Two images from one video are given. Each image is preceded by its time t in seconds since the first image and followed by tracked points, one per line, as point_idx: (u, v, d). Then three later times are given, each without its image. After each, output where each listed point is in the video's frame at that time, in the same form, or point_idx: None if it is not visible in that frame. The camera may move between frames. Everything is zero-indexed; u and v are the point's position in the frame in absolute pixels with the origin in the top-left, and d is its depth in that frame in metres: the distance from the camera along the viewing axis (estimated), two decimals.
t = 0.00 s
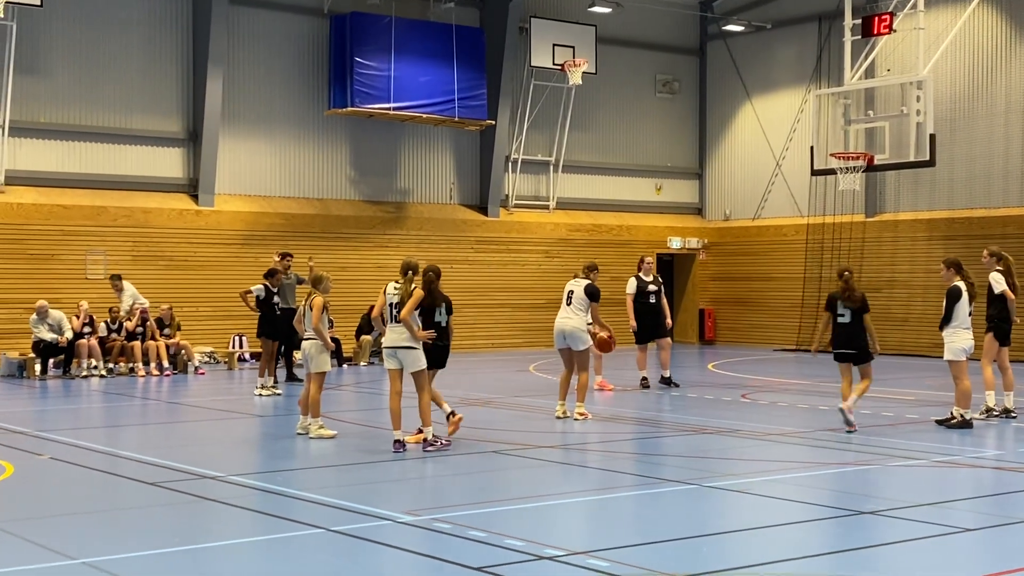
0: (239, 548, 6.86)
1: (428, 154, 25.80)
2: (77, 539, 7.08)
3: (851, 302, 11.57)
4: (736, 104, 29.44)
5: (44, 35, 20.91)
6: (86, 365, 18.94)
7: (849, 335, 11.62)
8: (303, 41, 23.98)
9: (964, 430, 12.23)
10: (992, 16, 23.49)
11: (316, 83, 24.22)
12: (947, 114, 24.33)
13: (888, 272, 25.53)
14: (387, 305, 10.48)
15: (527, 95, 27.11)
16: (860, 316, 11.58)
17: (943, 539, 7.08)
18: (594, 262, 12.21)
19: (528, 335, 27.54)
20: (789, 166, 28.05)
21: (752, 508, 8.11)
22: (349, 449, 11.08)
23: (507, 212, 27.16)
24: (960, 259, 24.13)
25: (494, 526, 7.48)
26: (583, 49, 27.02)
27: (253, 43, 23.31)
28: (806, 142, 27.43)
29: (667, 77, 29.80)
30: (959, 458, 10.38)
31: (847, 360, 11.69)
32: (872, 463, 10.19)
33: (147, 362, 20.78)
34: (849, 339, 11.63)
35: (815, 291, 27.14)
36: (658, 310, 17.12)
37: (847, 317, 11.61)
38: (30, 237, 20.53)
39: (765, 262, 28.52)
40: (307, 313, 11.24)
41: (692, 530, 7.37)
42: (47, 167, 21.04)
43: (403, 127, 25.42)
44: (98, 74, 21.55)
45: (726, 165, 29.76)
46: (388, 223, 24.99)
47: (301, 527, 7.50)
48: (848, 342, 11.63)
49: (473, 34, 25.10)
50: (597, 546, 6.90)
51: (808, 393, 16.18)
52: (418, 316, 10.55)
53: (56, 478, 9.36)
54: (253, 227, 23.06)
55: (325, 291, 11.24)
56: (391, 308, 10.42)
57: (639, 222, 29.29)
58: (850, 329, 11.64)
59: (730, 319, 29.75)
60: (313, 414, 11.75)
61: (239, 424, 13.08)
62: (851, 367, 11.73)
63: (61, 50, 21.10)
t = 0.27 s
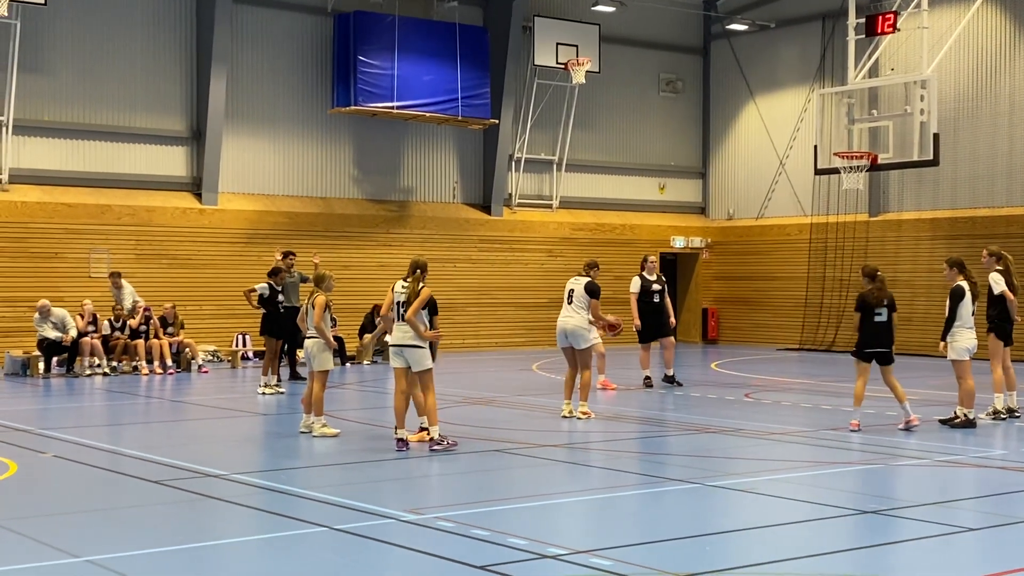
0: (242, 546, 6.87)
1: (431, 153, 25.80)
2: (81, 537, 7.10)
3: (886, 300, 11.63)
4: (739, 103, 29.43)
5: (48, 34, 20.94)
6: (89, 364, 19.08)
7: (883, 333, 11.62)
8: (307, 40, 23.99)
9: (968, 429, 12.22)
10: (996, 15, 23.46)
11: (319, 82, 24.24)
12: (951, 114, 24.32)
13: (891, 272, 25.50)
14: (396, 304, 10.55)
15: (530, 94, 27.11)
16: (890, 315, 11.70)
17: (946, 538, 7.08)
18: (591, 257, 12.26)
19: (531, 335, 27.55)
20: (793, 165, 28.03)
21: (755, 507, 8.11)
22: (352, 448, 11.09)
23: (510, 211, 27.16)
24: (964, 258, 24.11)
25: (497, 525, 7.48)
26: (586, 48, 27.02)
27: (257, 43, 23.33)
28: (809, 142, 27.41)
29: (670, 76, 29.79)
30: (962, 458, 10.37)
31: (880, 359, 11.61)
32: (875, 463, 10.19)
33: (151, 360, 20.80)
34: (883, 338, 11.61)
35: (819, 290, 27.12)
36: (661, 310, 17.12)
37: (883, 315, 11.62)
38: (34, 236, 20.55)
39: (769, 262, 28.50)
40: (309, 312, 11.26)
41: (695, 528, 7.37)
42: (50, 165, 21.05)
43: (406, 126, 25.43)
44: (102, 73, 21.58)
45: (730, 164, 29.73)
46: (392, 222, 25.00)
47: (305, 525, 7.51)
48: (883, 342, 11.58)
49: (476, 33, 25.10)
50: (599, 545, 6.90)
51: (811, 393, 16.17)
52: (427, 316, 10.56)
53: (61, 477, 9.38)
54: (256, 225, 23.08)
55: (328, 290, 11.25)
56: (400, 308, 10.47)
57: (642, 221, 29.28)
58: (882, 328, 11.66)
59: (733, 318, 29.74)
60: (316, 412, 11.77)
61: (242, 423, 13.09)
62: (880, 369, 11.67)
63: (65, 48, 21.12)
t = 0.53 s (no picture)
0: (245, 546, 6.86)
1: (435, 154, 25.81)
2: (84, 537, 7.10)
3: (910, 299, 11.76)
4: (743, 104, 29.40)
5: (52, 34, 20.96)
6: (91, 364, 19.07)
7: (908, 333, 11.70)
8: (310, 40, 24.00)
9: (972, 431, 12.20)
10: (1001, 16, 23.41)
11: (323, 82, 24.25)
12: (955, 114, 24.29)
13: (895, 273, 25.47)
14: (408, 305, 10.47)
15: (534, 95, 27.10)
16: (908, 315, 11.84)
17: (951, 540, 7.07)
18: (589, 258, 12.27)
19: (534, 335, 27.54)
20: (796, 166, 28.00)
21: (759, 508, 8.10)
22: (355, 448, 11.08)
23: (513, 212, 27.16)
24: (968, 260, 24.07)
25: (500, 526, 7.47)
26: (590, 48, 27.00)
27: (261, 43, 23.33)
28: (813, 143, 27.38)
29: (674, 77, 29.77)
30: (967, 460, 10.35)
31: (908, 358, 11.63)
32: (879, 464, 10.17)
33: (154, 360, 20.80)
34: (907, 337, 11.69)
35: (822, 291, 27.09)
36: (664, 311, 17.10)
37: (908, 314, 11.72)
38: (38, 236, 20.57)
39: (773, 263, 28.47)
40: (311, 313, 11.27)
41: (699, 530, 7.36)
42: (54, 165, 21.08)
43: (409, 127, 25.43)
44: (105, 73, 21.60)
45: (734, 165, 29.69)
46: (395, 222, 25.00)
47: (308, 525, 7.50)
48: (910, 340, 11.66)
49: (480, 33, 25.10)
50: (603, 546, 6.89)
51: (815, 394, 16.15)
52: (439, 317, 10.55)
53: (64, 477, 9.38)
54: (260, 226, 23.09)
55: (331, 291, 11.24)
56: (411, 308, 10.42)
57: (645, 222, 29.26)
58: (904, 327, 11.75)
59: (737, 319, 29.71)
60: (319, 413, 11.77)
61: (245, 423, 13.09)
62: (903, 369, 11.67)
63: (68, 49, 21.15)
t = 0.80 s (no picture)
0: (248, 546, 6.88)
1: (439, 155, 25.83)
2: (87, 537, 7.12)
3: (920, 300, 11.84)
4: (747, 106, 29.40)
5: (58, 35, 21.01)
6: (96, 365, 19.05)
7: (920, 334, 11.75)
8: (314, 41, 24.02)
9: (976, 434, 12.19)
10: (1006, 18, 23.38)
11: (328, 84, 24.28)
12: (959, 117, 24.27)
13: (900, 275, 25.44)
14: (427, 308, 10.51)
15: (538, 96, 27.11)
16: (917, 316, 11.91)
17: (955, 542, 7.07)
18: (593, 261, 12.20)
19: (538, 337, 27.54)
20: (800, 168, 27.99)
21: (763, 510, 8.10)
22: (359, 449, 11.09)
23: (518, 213, 27.17)
24: (972, 262, 24.04)
25: (504, 527, 7.48)
26: (594, 50, 27.02)
27: (266, 44, 23.37)
28: (817, 145, 27.37)
29: (678, 79, 29.78)
30: (971, 462, 10.34)
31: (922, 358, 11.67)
32: (884, 466, 10.16)
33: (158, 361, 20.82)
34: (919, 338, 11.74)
35: (826, 293, 27.07)
36: (669, 312, 17.10)
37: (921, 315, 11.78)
38: (43, 236, 20.60)
39: (777, 265, 28.46)
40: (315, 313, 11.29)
41: (703, 532, 7.36)
42: (59, 166, 21.12)
43: (414, 129, 25.46)
44: (111, 74, 21.64)
45: (738, 167, 29.69)
46: (399, 223, 25.02)
47: (312, 526, 7.52)
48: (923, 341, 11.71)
49: (484, 35, 25.12)
50: (605, 547, 6.89)
51: (819, 396, 16.14)
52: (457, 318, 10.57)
53: (67, 477, 9.40)
54: (264, 227, 23.11)
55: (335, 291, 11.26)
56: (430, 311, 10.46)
57: (649, 224, 29.26)
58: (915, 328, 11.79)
59: (741, 321, 29.70)
60: (323, 413, 11.78)
61: (249, 424, 13.10)
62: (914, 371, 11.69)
63: (74, 50, 21.19)
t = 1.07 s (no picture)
0: (250, 548, 6.88)
1: (441, 156, 25.85)
2: (87, 538, 7.13)
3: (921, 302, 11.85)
4: (749, 108, 29.41)
5: (61, 36, 21.03)
6: (99, 365, 19.09)
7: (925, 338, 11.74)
8: (317, 43, 24.04)
9: (977, 436, 12.18)
10: (1008, 20, 23.38)
11: (330, 85, 24.31)
12: (961, 119, 24.28)
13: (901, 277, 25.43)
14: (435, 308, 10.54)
15: (540, 98, 27.13)
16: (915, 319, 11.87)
17: (956, 545, 7.06)
18: (596, 262, 12.20)
19: (539, 338, 27.53)
20: (802, 170, 27.99)
21: (764, 512, 8.10)
22: (360, 450, 11.09)
23: (519, 215, 27.18)
24: (974, 265, 24.03)
25: (505, 529, 7.48)
26: (596, 52, 27.04)
27: (268, 45, 23.40)
28: (819, 147, 27.35)
29: (680, 81, 29.77)
30: (972, 464, 10.33)
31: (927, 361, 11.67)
32: (885, 469, 10.15)
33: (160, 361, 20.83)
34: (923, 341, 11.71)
35: (828, 295, 27.07)
36: (670, 314, 17.10)
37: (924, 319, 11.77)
38: (45, 237, 20.62)
39: (778, 267, 28.46)
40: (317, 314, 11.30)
41: (703, 534, 7.36)
42: (61, 167, 21.14)
43: (416, 130, 25.47)
44: (113, 76, 21.67)
45: (740, 169, 29.68)
46: (401, 224, 25.03)
47: (313, 527, 7.52)
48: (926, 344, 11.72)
49: (486, 36, 25.15)
50: (606, 549, 6.90)
51: (820, 399, 16.13)
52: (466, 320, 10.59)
53: (69, 478, 9.41)
54: (266, 228, 23.13)
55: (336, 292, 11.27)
56: (439, 311, 10.51)
57: (651, 225, 29.27)
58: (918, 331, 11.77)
59: (743, 323, 29.69)
60: (325, 414, 11.79)
61: (251, 425, 13.11)
62: (917, 372, 11.66)
63: (76, 51, 21.21)
